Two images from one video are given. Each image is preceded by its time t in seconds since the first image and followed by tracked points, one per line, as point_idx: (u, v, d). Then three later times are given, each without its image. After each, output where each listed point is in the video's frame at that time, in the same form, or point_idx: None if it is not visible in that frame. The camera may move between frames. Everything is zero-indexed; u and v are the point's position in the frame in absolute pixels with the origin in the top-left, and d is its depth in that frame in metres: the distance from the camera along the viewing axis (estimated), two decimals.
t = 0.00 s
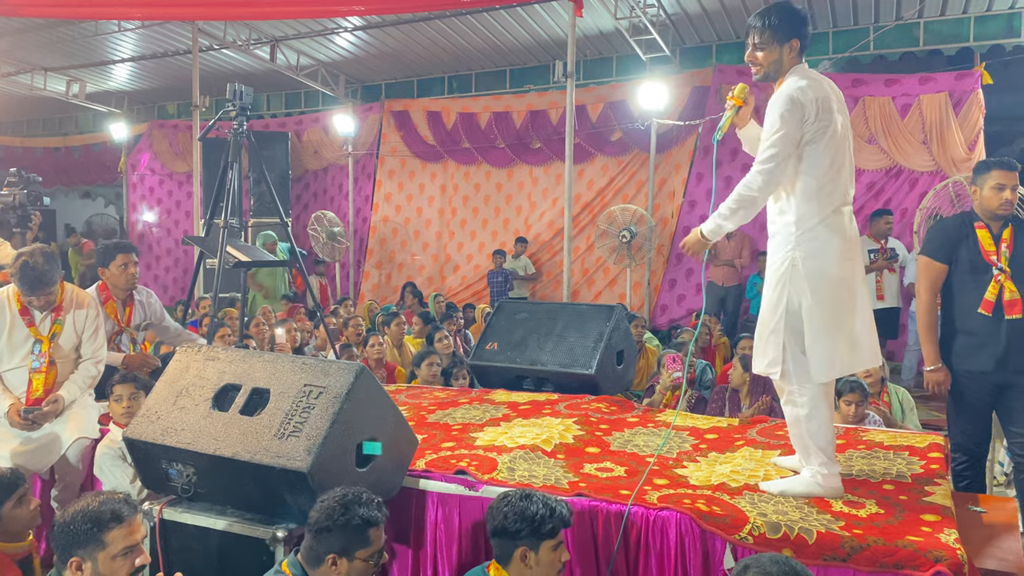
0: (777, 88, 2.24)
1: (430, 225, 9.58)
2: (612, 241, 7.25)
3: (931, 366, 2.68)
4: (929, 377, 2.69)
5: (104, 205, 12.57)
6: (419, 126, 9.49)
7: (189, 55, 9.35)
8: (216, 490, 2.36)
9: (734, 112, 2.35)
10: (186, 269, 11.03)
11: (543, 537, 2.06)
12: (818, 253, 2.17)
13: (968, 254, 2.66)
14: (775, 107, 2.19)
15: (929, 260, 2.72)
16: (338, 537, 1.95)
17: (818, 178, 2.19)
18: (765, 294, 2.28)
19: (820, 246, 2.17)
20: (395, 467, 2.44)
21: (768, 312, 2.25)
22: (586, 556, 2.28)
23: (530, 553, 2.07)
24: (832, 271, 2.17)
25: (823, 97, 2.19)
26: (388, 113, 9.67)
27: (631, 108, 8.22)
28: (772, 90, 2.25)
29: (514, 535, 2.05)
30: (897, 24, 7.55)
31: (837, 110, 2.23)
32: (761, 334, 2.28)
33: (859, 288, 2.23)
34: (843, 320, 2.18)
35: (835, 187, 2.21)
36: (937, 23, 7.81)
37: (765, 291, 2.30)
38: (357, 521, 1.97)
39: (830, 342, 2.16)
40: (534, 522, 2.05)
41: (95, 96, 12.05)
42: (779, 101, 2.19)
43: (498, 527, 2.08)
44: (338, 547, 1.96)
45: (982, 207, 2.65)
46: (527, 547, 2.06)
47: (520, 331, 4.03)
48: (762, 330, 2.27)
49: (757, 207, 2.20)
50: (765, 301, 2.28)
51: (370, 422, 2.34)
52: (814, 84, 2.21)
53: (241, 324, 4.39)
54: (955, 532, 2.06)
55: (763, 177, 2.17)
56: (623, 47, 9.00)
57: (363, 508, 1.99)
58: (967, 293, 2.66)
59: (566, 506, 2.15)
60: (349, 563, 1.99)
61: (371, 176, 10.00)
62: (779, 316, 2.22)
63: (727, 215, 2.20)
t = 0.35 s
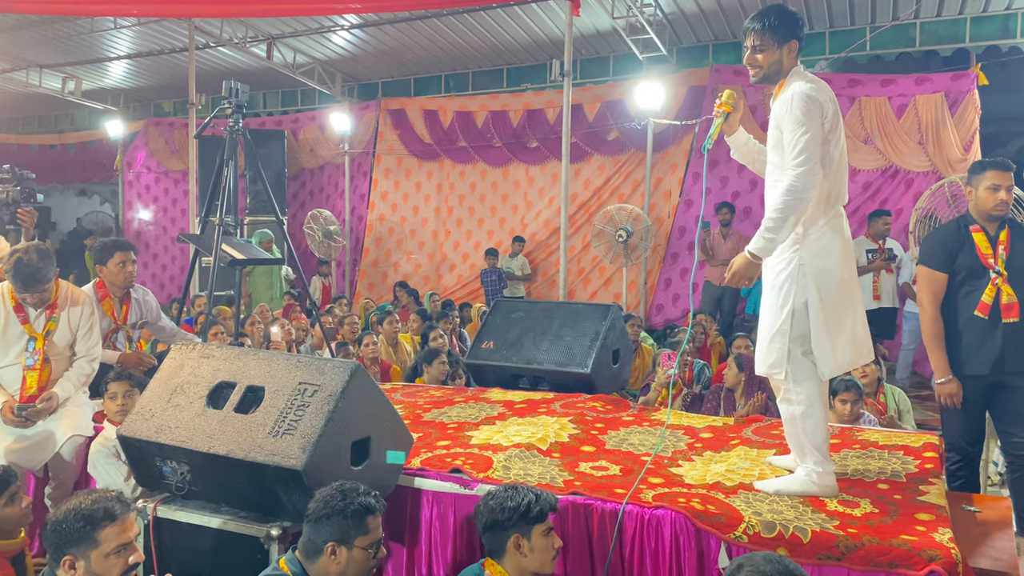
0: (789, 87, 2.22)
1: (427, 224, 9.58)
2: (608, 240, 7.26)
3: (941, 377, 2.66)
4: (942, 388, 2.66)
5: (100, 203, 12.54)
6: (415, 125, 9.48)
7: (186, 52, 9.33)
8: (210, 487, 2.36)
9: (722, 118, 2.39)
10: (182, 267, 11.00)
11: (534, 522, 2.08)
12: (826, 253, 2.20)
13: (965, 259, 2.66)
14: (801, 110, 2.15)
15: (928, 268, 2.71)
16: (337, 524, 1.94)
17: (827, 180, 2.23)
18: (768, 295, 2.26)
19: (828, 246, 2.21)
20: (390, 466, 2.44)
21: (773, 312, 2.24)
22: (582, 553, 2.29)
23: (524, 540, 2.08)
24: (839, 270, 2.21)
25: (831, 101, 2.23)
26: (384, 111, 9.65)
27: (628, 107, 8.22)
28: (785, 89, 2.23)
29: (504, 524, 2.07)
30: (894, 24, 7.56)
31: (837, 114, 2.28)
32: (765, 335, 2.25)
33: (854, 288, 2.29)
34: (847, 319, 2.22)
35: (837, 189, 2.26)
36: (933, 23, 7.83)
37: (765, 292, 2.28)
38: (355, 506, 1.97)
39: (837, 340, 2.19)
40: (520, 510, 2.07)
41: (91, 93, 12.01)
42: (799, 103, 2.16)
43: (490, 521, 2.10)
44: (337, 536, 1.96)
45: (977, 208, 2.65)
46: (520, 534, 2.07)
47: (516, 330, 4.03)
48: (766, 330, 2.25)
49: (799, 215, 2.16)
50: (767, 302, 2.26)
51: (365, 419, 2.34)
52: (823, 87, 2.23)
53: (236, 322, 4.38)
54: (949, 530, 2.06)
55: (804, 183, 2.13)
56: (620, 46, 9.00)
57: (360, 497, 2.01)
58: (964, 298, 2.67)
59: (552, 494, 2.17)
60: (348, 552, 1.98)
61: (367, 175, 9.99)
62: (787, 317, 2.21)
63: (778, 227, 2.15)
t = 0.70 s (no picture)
0: (797, 84, 2.23)
1: (421, 222, 9.57)
2: (603, 239, 7.27)
3: (941, 381, 2.66)
4: (942, 393, 2.67)
5: (94, 201, 12.23)
6: (410, 123, 9.47)
7: (181, 50, 9.30)
8: (204, 486, 2.36)
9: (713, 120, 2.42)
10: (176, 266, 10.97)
11: (524, 517, 2.08)
12: (827, 250, 2.23)
13: (962, 261, 2.67)
14: (812, 105, 2.16)
15: (926, 271, 2.72)
16: (328, 534, 1.94)
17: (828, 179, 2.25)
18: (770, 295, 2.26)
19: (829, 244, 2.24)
20: (384, 465, 2.44)
21: (773, 311, 2.24)
22: (576, 548, 2.29)
23: (516, 534, 2.09)
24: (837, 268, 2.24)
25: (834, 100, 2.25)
26: (380, 110, 9.65)
27: (624, 106, 8.23)
28: (792, 86, 2.23)
29: (495, 521, 2.07)
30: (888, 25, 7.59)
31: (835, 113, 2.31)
32: (765, 334, 2.25)
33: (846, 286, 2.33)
34: (843, 316, 2.25)
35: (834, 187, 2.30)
36: (928, 24, 7.85)
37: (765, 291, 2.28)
38: (347, 519, 1.96)
39: (836, 338, 2.22)
40: (510, 506, 2.06)
41: (86, 90, 11.97)
42: (809, 99, 2.16)
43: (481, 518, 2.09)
44: (327, 545, 1.95)
45: (975, 209, 2.66)
46: (512, 529, 2.08)
47: (511, 329, 4.03)
48: (767, 328, 2.25)
49: (816, 211, 2.17)
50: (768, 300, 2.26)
51: (360, 419, 2.34)
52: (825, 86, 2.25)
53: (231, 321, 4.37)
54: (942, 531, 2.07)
55: (821, 178, 2.14)
56: (615, 45, 9.01)
57: (353, 506, 1.99)
58: (962, 299, 2.68)
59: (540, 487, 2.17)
60: (338, 561, 1.98)
61: (363, 173, 9.98)
62: (790, 314, 2.22)
63: (800, 225, 2.14)
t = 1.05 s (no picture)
0: (797, 81, 2.23)
1: (416, 221, 9.57)
2: (598, 239, 7.27)
3: (931, 381, 2.69)
4: (929, 392, 2.71)
5: (87, 199, 12.56)
6: (405, 122, 9.46)
7: (175, 48, 9.27)
8: (197, 485, 2.35)
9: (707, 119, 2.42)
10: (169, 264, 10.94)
11: (516, 524, 2.07)
12: (829, 247, 2.24)
13: (966, 260, 2.67)
14: (814, 99, 2.17)
15: (928, 270, 2.71)
16: (311, 520, 1.94)
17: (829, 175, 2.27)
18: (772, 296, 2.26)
19: (831, 240, 2.25)
20: (379, 465, 2.44)
21: (775, 313, 2.24)
22: (570, 551, 2.29)
23: (508, 542, 2.08)
24: (838, 265, 2.26)
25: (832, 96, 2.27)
26: (375, 109, 9.64)
27: (619, 106, 8.24)
28: (792, 83, 2.24)
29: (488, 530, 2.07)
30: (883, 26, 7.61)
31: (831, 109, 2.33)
32: (768, 336, 2.25)
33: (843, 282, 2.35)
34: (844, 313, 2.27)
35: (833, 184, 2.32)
36: (922, 25, 7.87)
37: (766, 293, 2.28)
38: (326, 500, 1.96)
39: (838, 335, 2.24)
40: (502, 513, 2.06)
41: (80, 88, 11.92)
42: (811, 95, 2.18)
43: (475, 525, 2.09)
44: (313, 531, 1.94)
45: (980, 208, 2.66)
46: (505, 537, 2.07)
47: (506, 328, 4.03)
48: (770, 330, 2.25)
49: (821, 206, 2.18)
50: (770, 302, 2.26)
51: (355, 418, 2.34)
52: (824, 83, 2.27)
53: (224, 319, 4.36)
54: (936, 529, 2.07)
55: (825, 172, 2.15)
56: (611, 45, 9.01)
57: (333, 490, 1.99)
58: (965, 299, 2.68)
59: (530, 491, 2.16)
60: (327, 546, 1.96)
61: (357, 172, 9.96)
62: (793, 315, 2.23)
63: (807, 219, 2.15)
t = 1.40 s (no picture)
0: (790, 78, 2.24)
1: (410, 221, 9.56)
2: (593, 239, 7.28)
3: (941, 376, 2.67)
4: (939, 388, 2.67)
5: (81, 198, 12.41)
6: (400, 122, 9.46)
7: (170, 47, 9.26)
8: (191, 484, 2.34)
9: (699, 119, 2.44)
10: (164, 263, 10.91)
11: (514, 534, 2.06)
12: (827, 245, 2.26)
13: (974, 258, 2.66)
14: (809, 95, 2.18)
15: (934, 267, 2.70)
16: (298, 523, 1.94)
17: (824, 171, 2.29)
18: (772, 297, 2.26)
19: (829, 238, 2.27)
20: (373, 465, 2.44)
21: (777, 315, 2.24)
22: (563, 552, 2.30)
23: (504, 552, 2.07)
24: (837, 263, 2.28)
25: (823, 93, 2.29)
26: (370, 108, 9.63)
27: (614, 106, 8.25)
28: (785, 80, 2.25)
29: (486, 537, 2.07)
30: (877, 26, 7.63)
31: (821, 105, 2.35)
32: (770, 338, 2.25)
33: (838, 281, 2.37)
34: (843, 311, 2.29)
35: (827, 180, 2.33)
36: (916, 26, 7.89)
37: (766, 294, 2.28)
38: (311, 502, 1.95)
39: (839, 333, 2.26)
40: (500, 522, 2.06)
41: (74, 88, 11.90)
42: (806, 92, 2.19)
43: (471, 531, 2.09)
44: (302, 533, 1.95)
45: (991, 207, 2.66)
46: (501, 547, 2.06)
47: (500, 328, 4.03)
48: (772, 332, 2.25)
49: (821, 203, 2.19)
50: (771, 303, 2.26)
51: (349, 419, 2.34)
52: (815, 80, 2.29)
53: (218, 319, 4.35)
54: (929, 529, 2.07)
55: (824, 167, 2.16)
56: (606, 45, 9.01)
57: (317, 491, 1.99)
58: (971, 297, 2.68)
59: (528, 497, 2.15)
60: (318, 548, 1.96)
61: (352, 172, 9.96)
62: (795, 316, 2.23)
63: (804, 214, 2.16)
